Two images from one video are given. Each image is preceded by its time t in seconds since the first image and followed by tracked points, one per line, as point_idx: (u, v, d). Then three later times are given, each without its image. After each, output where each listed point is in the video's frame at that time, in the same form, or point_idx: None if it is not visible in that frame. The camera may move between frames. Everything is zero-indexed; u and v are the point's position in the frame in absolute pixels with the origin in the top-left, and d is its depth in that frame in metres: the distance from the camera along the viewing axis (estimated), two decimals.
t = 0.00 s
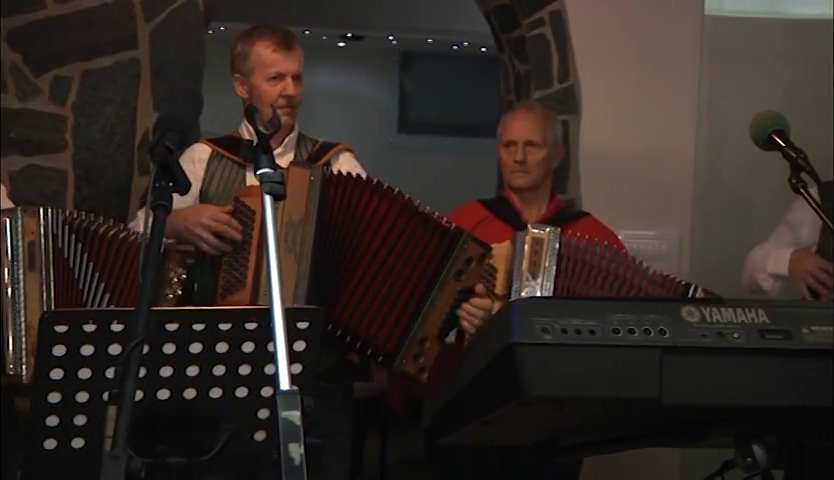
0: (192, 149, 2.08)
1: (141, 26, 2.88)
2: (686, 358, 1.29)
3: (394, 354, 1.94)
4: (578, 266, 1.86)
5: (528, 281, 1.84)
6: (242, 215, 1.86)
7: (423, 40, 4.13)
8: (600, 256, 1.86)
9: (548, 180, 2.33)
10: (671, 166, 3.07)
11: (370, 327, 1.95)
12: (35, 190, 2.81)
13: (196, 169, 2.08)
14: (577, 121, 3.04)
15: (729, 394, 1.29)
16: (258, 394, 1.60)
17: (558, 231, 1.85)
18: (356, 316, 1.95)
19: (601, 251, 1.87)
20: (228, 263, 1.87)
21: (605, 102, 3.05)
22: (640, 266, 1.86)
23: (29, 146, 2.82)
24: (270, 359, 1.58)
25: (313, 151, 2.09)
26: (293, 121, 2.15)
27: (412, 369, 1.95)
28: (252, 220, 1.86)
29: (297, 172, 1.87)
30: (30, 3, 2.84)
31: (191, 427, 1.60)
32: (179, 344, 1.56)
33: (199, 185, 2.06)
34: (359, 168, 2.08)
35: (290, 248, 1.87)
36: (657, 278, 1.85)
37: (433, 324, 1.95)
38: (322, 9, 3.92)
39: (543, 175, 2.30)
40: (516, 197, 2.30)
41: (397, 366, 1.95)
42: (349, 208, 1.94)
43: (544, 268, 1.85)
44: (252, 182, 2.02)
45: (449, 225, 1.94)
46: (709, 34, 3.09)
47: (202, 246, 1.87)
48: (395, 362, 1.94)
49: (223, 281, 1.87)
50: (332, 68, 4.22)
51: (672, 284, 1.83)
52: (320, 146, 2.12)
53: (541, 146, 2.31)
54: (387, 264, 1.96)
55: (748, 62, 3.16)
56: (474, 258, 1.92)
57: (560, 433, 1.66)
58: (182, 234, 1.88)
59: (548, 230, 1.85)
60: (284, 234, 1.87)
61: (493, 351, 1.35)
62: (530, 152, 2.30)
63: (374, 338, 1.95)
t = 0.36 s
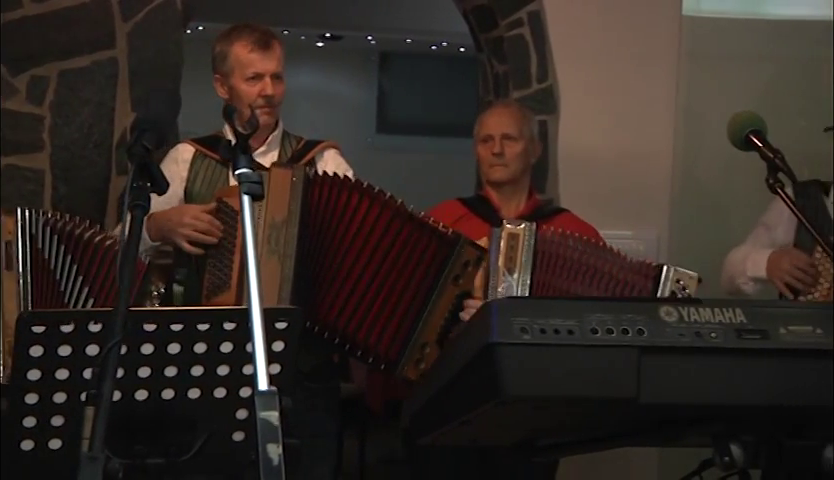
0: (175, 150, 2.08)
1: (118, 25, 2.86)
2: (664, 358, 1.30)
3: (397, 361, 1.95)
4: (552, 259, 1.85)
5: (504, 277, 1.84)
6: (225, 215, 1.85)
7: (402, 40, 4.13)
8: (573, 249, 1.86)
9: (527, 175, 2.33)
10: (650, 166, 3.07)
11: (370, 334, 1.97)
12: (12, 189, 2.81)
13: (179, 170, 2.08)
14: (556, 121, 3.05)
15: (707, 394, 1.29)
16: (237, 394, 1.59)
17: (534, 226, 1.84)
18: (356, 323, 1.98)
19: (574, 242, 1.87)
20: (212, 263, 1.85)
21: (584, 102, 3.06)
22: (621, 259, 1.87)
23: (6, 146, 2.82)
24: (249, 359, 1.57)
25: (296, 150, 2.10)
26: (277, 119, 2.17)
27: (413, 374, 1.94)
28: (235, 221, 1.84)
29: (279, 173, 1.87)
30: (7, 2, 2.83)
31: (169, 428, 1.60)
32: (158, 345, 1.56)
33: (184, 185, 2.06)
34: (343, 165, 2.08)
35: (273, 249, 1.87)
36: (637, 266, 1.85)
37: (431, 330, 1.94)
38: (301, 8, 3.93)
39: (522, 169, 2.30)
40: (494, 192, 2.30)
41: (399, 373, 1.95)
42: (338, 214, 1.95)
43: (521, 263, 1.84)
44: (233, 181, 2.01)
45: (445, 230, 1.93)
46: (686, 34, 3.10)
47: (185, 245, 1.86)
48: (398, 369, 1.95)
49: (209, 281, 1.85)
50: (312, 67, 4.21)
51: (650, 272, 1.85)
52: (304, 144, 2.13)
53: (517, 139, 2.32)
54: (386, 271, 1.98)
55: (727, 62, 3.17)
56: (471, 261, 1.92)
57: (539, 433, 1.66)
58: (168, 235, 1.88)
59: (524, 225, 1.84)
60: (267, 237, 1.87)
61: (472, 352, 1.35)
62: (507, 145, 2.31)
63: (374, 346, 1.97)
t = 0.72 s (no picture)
0: (156, 148, 2.07)
1: (101, 26, 2.84)
2: (647, 358, 1.30)
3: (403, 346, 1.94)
4: (536, 265, 1.92)
5: (487, 281, 1.89)
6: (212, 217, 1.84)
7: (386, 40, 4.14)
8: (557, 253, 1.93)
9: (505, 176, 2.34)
10: (633, 166, 3.08)
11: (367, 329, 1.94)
12: None
13: (162, 168, 2.07)
14: (540, 121, 3.06)
15: (689, 393, 1.30)
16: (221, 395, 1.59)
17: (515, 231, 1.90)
18: (348, 323, 1.92)
19: (559, 247, 1.93)
20: (199, 261, 1.85)
21: (568, 102, 3.07)
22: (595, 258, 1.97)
23: None
24: (233, 359, 1.57)
25: (280, 149, 2.09)
26: (260, 117, 2.14)
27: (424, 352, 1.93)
28: (220, 222, 1.84)
29: (259, 173, 1.82)
30: None
31: (153, 428, 1.60)
32: (141, 346, 1.56)
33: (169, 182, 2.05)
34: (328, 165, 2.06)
35: (255, 247, 1.82)
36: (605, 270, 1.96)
37: (428, 306, 1.93)
38: (285, 9, 3.93)
39: (500, 170, 2.31)
40: (475, 194, 2.29)
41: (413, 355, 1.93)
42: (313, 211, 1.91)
43: (502, 267, 1.90)
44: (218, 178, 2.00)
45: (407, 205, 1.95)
46: (670, 35, 3.11)
47: (176, 244, 1.84)
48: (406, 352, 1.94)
49: (196, 280, 1.85)
50: (297, 67, 4.24)
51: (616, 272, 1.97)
52: (289, 142, 2.11)
53: (497, 142, 2.33)
54: (364, 266, 1.95)
55: (708, 63, 3.18)
56: (438, 227, 1.93)
57: (521, 433, 1.67)
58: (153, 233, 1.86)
59: (507, 230, 1.90)
60: (248, 235, 1.82)
61: (455, 352, 1.35)
62: (486, 146, 2.32)
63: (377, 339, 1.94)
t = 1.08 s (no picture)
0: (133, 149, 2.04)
1: (88, 26, 2.85)
2: (633, 358, 1.30)
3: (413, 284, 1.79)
4: (508, 264, 1.91)
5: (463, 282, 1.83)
6: (195, 223, 1.84)
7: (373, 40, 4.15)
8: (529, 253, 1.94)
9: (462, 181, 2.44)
10: (619, 166, 3.09)
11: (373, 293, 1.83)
12: None
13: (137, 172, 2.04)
14: (527, 121, 3.06)
15: (675, 392, 1.30)
16: (208, 395, 1.59)
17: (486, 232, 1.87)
18: (353, 299, 1.84)
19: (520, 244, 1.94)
20: (183, 265, 1.84)
21: (553, 103, 3.07)
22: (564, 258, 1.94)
23: None
24: (220, 359, 1.57)
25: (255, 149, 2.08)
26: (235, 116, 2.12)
27: (438, 277, 1.77)
28: (203, 228, 1.84)
29: (245, 178, 1.80)
30: None
31: (140, 428, 1.58)
32: (128, 346, 1.56)
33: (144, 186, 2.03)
34: (303, 165, 2.06)
35: (244, 255, 1.80)
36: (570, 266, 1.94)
37: (411, 235, 1.79)
38: (273, 8, 3.94)
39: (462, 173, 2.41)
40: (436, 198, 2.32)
41: (425, 288, 1.77)
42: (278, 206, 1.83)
43: (477, 269, 1.85)
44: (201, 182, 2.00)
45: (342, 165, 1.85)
46: (657, 36, 3.12)
47: (160, 252, 1.82)
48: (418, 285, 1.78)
49: (181, 287, 1.85)
50: (281, 68, 4.22)
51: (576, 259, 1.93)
52: (263, 139, 2.10)
53: (458, 151, 2.42)
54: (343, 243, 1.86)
55: (696, 64, 3.16)
56: (378, 167, 1.81)
57: (507, 433, 1.67)
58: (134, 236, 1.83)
59: (478, 231, 1.86)
60: (237, 243, 1.79)
61: (442, 352, 1.36)
62: (452, 151, 2.41)
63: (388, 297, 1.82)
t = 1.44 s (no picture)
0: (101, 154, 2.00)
1: (72, 25, 2.79)
2: (618, 358, 1.30)
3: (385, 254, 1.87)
4: (481, 263, 2.05)
5: (438, 284, 1.97)
6: (168, 227, 1.83)
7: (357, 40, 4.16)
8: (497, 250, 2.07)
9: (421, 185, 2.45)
10: (603, 166, 3.10)
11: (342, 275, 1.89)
12: None
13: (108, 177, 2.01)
14: (511, 121, 3.07)
15: (660, 392, 1.31)
16: (192, 395, 1.58)
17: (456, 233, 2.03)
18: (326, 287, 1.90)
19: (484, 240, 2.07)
20: (157, 271, 1.84)
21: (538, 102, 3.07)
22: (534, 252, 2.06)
23: None
24: (204, 359, 1.57)
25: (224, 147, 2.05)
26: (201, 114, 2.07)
27: (406, 241, 1.86)
28: (177, 231, 1.83)
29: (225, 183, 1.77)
30: None
31: (125, 429, 1.59)
32: (113, 347, 1.55)
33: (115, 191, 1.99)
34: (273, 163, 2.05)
35: (223, 259, 1.80)
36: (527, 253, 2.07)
37: (370, 210, 1.87)
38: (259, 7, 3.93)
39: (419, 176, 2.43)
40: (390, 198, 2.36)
41: (397, 254, 1.87)
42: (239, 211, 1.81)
43: (451, 269, 1.99)
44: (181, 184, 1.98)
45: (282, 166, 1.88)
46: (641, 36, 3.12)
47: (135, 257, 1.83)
48: (391, 253, 1.87)
49: (156, 291, 1.84)
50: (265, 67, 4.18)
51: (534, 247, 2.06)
52: (230, 137, 2.07)
53: (418, 155, 2.46)
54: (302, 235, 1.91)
55: (677, 66, 3.15)
56: (320, 156, 1.87)
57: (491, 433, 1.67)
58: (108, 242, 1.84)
59: (449, 232, 2.02)
60: (218, 246, 1.79)
61: (427, 352, 1.35)
62: (414, 155, 2.45)
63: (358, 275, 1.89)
